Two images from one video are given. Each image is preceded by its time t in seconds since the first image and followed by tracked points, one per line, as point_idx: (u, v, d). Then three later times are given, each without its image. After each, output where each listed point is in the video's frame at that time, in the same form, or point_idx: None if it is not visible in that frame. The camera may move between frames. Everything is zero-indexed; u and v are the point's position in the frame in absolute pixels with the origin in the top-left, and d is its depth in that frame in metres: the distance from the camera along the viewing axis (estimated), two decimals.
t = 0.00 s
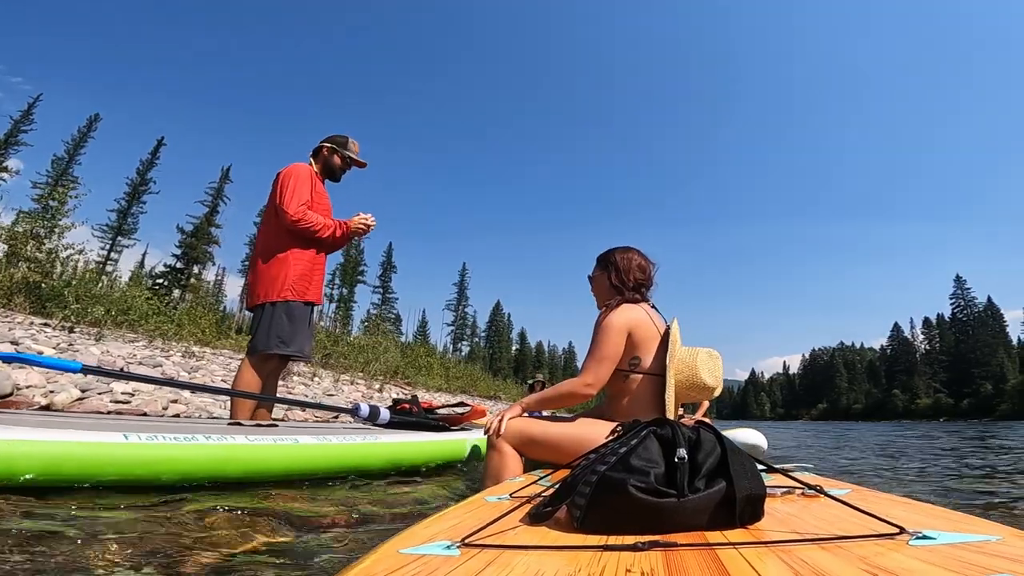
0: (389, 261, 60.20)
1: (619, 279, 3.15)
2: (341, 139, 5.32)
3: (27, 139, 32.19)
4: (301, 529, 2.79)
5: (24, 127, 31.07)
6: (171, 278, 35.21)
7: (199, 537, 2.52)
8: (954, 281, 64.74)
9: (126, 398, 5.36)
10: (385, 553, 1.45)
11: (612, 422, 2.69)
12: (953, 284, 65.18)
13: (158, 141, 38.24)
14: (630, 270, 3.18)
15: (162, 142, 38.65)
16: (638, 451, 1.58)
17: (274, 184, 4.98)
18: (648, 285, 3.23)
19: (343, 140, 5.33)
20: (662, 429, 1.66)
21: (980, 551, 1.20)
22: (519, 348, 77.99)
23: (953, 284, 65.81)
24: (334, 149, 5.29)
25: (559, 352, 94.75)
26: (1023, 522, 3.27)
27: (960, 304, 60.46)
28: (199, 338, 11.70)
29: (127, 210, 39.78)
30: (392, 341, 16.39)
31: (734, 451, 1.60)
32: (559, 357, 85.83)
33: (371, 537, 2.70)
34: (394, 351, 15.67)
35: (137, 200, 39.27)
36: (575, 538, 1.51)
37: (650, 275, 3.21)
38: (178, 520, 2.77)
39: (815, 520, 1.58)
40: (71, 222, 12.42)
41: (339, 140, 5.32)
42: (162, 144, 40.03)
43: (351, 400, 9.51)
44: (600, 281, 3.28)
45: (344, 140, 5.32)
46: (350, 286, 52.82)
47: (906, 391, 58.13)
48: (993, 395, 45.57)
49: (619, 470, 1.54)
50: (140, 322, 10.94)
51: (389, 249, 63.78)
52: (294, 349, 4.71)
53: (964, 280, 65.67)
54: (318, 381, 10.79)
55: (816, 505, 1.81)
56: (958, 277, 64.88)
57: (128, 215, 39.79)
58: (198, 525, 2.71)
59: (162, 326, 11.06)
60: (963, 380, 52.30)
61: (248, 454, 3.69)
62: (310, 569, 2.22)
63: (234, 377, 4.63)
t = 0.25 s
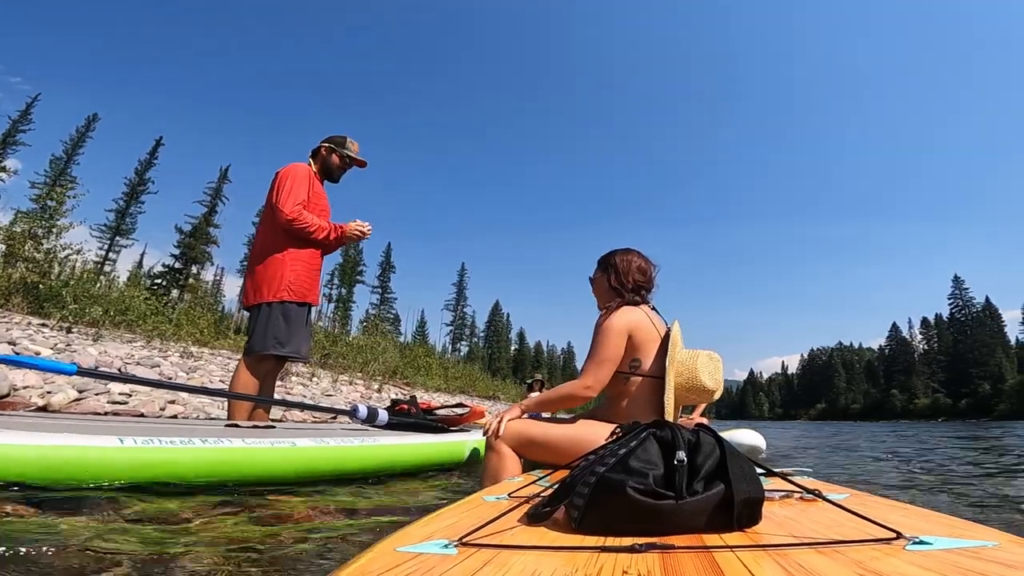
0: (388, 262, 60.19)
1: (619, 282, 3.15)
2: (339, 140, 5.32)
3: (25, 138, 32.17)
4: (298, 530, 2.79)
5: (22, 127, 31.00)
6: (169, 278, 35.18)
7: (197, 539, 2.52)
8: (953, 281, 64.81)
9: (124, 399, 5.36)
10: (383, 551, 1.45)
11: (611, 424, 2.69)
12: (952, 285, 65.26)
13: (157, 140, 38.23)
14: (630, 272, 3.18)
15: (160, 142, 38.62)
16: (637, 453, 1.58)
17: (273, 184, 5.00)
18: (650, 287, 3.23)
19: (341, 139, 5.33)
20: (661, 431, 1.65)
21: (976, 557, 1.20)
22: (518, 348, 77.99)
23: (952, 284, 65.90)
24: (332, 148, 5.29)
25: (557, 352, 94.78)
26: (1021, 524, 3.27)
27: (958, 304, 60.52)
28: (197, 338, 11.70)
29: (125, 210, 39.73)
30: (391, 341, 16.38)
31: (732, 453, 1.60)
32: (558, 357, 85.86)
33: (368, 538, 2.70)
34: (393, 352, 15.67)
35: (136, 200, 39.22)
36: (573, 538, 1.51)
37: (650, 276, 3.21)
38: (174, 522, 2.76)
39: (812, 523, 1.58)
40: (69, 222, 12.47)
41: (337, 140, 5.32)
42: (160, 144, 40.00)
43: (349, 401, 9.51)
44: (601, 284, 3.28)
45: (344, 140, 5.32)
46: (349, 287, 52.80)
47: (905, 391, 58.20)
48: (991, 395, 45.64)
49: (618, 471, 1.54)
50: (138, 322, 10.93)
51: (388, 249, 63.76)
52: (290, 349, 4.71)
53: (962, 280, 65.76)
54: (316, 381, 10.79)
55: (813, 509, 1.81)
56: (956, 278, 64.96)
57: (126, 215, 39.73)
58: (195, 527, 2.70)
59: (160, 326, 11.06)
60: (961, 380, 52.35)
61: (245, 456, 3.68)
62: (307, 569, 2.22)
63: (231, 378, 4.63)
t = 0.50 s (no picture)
0: (388, 262, 60.18)
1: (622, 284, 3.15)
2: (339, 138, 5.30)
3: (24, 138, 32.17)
4: (299, 532, 2.78)
5: (21, 127, 30.99)
6: (168, 278, 35.16)
7: (197, 542, 2.50)
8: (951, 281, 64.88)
9: (123, 400, 5.34)
10: (386, 553, 1.44)
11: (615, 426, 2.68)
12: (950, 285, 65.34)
13: (156, 140, 38.23)
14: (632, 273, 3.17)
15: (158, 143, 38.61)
16: (641, 454, 1.57)
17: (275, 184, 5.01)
18: (653, 288, 3.22)
19: (340, 137, 5.31)
20: (665, 432, 1.64)
21: (983, 557, 1.19)
22: (517, 348, 78.01)
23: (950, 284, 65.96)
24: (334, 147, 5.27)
25: (557, 352, 94.80)
26: None
27: (957, 304, 60.59)
28: (196, 338, 11.69)
29: (124, 210, 39.69)
30: (390, 342, 16.37)
31: (736, 454, 1.60)
32: (557, 357, 85.87)
33: (368, 540, 2.69)
34: (392, 352, 15.66)
35: (135, 200, 39.19)
36: (577, 541, 1.50)
37: (653, 276, 3.19)
38: (176, 524, 2.76)
39: (817, 524, 1.57)
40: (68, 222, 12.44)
41: (337, 139, 5.30)
42: (159, 144, 39.99)
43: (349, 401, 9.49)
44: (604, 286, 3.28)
45: (343, 138, 5.31)
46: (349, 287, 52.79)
47: (903, 391, 58.26)
48: (990, 395, 45.68)
49: (621, 473, 1.53)
50: (137, 322, 10.92)
51: (387, 250, 63.73)
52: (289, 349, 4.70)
53: (960, 280, 65.84)
54: (316, 382, 10.78)
55: (818, 510, 1.80)
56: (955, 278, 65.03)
57: (125, 215, 39.70)
58: (195, 530, 2.69)
59: (159, 326, 11.05)
60: (960, 380, 52.39)
61: (245, 459, 3.67)
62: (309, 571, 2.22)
63: (231, 379, 4.61)
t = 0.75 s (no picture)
0: (387, 262, 60.18)
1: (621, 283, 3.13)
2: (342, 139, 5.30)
3: (23, 138, 32.13)
4: (298, 530, 2.77)
5: (21, 127, 30.97)
6: (168, 278, 35.14)
7: (196, 539, 2.50)
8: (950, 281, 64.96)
9: (122, 399, 5.33)
10: (387, 551, 1.44)
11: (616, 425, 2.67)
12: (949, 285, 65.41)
13: (156, 140, 38.18)
14: (632, 273, 3.15)
15: (157, 142, 38.59)
16: (643, 454, 1.57)
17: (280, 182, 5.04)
18: (653, 286, 3.20)
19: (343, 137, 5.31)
20: (667, 433, 1.64)
21: (985, 559, 1.19)
22: (516, 348, 78.01)
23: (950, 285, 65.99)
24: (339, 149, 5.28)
25: (556, 352, 94.81)
26: None
27: (956, 304, 60.66)
28: (195, 338, 11.67)
29: (123, 210, 39.65)
30: (390, 342, 16.36)
31: (738, 455, 1.59)
32: (556, 358, 85.88)
33: (368, 538, 2.68)
34: (392, 352, 15.65)
35: (134, 200, 39.15)
36: (579, 540, 1.50)
37: (651, 274, 3.17)
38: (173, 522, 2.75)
39: (818, 525, 1.56)
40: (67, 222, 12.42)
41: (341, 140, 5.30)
42: (158, 144, 39.96)
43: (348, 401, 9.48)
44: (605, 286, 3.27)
45: (349, 138, 5.32)
46: (348, 287, 52.77)
47: (903, 391, 58.29)
48: (989, 395, 45.72)
49: (623, 472, 1.53)
50: (136, 322, 10.91)
51: (386, 250, 63.72)
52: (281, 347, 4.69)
53: (959, 280, 65.91)
54: (315, 381, 10.77)
55: (819, 511, 1.80)
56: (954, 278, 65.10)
57: (124, 215, 39.65)
58: (194, 527, 2.68)
59: (158, 326, 11.03)
60: (959, 380, 52.44)
61: (244, 458, 3.65)
62: (308, 569, 2.21)
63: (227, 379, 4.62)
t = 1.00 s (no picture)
0: (387, 262, 60.17)
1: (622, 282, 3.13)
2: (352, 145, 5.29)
3: (22, 137, 32.09)
4: (297, 527, 2.76)
5: (20, 126, 30.91)
6: (167, 278, 35.13)
7: (196, 537, 2.49)
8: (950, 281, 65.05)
9: (121, 397, 5.33)
10: (387, 550, 1.43)
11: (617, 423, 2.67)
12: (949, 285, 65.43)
13: (155, 140, 38.14)
14: (634, 271, 3.15)
15: (158, 143, 38.60)
16: (643, 452, 1.56)
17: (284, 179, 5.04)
18: (656, 285, 3.18)
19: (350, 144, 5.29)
20: (668, 430, 1.64)
21: (985, 557, 1.19)
22: (516, 349, 77.99)
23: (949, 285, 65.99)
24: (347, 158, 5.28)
25: (556, 352, 94.81)
26: None
27: (955, 304, 60.71)
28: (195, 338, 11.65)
29: (123, 210, 39.63)
30: (389, 341, 16.36)
31: (738, 452, 1.59)
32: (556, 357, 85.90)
33: (367, 537, 2.68)
34: (391, 351, 15.65)
35: (133, 200, 39.12)
36: (578, 538, 1.50)
37: (655, 272, 3.15)
38: (168, 519, 2.74)
39: (818, 523, 1.56)
40: (66, 222, 12.40)
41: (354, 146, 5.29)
42: (158, 144, 39.92)
43: (347, 401, 9.47)
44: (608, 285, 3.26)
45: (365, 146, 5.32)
46: (348, 287, 52.82)
47: (902, 391, 58.30)
48: (988, 395, 45.77)
49: (623, 470, 1.52)
50: (135, 322, 10.90)
51: (386, 251, 63.73)
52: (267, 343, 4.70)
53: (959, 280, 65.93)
54: (315, 381, 10.77)
55: (819, 509, 1.79)
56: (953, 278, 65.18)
57: (124, 215, 39.60)
58: (193, 525, 2.67)
59: (157, 326, 11.02)
60: (958, 380, 52.46)
61: (241, 454, 3.65)
62: (307, 568, 2.20)
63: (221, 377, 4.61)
